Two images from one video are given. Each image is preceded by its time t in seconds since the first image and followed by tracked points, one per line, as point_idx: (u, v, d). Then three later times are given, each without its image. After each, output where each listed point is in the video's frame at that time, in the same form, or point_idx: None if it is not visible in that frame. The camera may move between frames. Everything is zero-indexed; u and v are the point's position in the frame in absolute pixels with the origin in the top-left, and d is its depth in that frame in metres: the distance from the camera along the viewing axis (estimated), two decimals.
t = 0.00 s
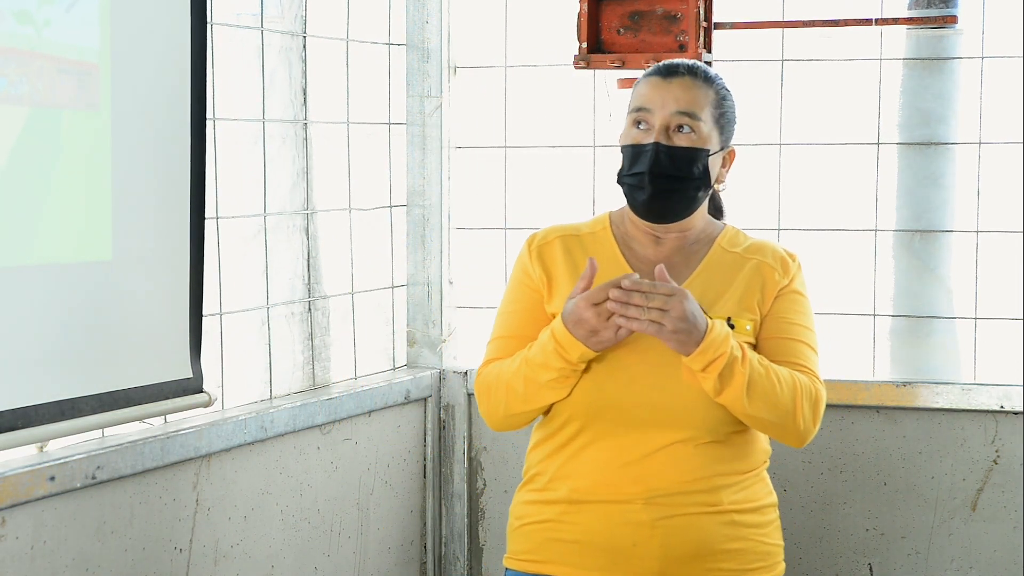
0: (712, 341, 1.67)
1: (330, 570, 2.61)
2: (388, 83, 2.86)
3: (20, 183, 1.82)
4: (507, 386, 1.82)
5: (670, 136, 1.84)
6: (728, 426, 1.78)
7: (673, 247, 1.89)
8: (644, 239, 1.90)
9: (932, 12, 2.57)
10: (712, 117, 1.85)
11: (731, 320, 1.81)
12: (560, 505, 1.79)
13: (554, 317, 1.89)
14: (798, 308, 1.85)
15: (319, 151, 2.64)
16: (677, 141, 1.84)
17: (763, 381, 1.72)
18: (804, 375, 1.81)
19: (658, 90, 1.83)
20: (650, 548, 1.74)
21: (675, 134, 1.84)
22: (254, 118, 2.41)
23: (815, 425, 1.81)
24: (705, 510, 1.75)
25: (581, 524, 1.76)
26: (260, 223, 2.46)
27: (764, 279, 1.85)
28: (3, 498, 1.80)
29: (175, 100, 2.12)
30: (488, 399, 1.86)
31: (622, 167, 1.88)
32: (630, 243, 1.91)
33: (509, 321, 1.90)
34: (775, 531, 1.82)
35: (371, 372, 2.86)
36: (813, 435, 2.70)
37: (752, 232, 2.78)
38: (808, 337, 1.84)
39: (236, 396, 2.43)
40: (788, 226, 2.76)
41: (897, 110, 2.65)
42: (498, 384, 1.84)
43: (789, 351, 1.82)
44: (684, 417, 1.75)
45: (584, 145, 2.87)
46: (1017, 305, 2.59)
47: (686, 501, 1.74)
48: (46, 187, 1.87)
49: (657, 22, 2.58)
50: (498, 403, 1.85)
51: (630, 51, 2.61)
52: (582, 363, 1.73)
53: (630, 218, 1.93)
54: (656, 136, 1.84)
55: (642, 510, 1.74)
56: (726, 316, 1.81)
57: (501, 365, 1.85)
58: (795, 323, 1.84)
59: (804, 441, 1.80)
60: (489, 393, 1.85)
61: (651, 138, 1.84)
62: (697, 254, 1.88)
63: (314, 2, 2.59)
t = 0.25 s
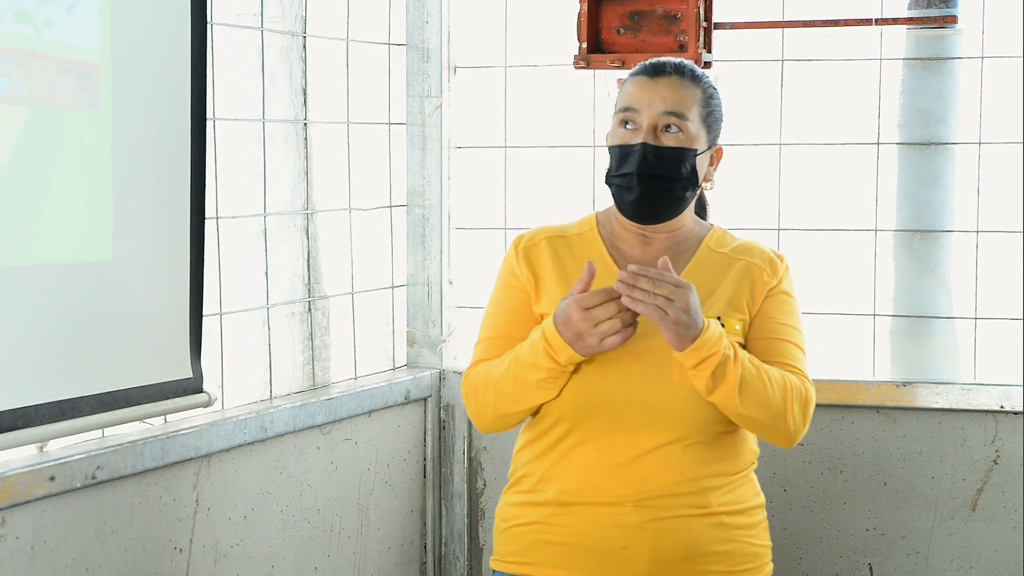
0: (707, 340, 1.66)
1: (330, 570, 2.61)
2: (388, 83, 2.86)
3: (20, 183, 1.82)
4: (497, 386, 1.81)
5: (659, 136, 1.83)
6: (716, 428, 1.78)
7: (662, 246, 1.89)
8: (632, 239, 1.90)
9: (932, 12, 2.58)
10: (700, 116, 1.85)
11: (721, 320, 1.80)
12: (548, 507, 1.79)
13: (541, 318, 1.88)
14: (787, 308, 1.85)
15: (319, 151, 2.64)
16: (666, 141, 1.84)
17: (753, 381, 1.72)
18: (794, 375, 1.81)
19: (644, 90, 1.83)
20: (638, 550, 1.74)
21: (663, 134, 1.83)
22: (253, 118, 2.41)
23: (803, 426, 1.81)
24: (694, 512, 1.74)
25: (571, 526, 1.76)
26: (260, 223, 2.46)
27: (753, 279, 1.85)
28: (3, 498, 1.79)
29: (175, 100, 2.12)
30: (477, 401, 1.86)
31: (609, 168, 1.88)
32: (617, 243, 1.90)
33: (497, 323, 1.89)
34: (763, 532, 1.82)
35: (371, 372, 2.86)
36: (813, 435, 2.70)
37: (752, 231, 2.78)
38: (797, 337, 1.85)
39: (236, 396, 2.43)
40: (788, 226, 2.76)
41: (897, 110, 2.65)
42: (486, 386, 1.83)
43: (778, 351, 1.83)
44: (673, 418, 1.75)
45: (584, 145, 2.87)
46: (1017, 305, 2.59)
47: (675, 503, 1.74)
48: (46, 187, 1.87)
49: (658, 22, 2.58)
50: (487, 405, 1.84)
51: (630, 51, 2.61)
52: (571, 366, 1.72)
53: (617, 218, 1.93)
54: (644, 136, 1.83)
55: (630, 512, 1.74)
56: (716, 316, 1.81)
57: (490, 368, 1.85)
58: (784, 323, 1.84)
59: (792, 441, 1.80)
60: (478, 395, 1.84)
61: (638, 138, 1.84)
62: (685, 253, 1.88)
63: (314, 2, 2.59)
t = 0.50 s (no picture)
0: (693, 346, 1.61)
1: (330, 570, 2.61)
2: (388, 83, 2.86)
3: (19, 183, 1.82)
4: (484, 386, 1.76)
5: (650, 139, 1.79)
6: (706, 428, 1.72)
7: (651, 246, 1.84)
8: (621, 240, 1.85)
9: (932, 12, 2.58)
10: (691, 118, 1.80)
11: (708, 322, 1.75)
12: (536, 506, 1.73)
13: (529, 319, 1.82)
14: (776, 308, 1.79)
15: (319, 151, 2.64)
16: (657, 144, 1.79)
17: (740, 384, 1.67)
18: (783, 376, 1.76)
19: (634, 93, 1.76)
20: (626, 551, 1.68)
21: (654, 137, 1.79)
22: (253, 118, 2.41)
23: (793, 426, 1.75)
24: (682, 514, 1.68)
25: (558, 526, 1.70)
26: (260, 223, 2.46)
27: (742, 279, 1.79)
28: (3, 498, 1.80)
29: (175, 100, 2.12)
30: (465, 400, 1.80)
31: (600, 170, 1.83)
32: (606, 244, 1.85)
33: (485, 323, 1.84)
34: (754, 534, 1.76)
35: (371, 372, 2.86)
36: (813, 435, 2.70)
37: (752, 231, 2.78)
38: (786, 338, 1.79)
39: (235, 396, 2.43)
40: (788, 226, 2.76)
41: (897, 110, 2.65)
42: (474, 385, 1.78)
43: (768, 351, 1.77)
44: (663, 417, 1.69)
45: (584, 145, 2.87)
46: (1017, 305, 2.59)
47: (664, 504, 1.68)
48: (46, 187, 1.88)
49: (657, 22, 2.59)
50: (475, 405, 1.79)
51: (630, 51, 2.62)
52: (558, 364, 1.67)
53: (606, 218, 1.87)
54: (636, 139, 1.79)
55: (619, 513, 1.68)
56: (703, 317, 1.76)
57: (479, 368, 1.79)
58: (774, 324, 1.78)
59: (782, 443, 1.75)
60: (466, 394, 1.79)
61: (630, 141, 1.79)
62: (675, 253, 1.83)
63: (314, 2, 2.59)
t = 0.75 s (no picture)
0: (682, 347, 1.52)
1: (330, 570, 2.61)
2: (388, 83, 2.86)
3: (19, 183, 1.82)
4: (472, 389, 1.67)
5: (653, 143, 1.70)
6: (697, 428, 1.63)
7: (638, 247, 1.75)
8: (607, 240, 1.76)
9: (932, 12, 2.58)
10: (689, 120, 1.72)
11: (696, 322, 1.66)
12: (525, 509, 1.64)
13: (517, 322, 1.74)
14: (765, 308, 1.71)
15: (319, 151, 2.64)
16: (661, 148, 1.71)
17: (730, 383, 1.58)
18: (774, 376, 1.67)
19: (640, 95, 1.66)
20: (615, 556, 1.60)
21: (659, 140, 1.70)
22: (253, 118, 2.41)
23: (785, 426, 1.66)
24: (672, 517, 1.60)
25: (546, 530, 1.62)
26: (260, 223, 2.46)
27: (729, 279, 1.71)
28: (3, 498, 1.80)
29: (175, 100, 2.12)
30: (453, 402, 1.71)
31: (598, 173, 1.72)
32: (591, 244, 1.76)
33: (472, 327, 1.75)
34: (744, 534, 1.68)
35: (371, 372, 2.86)
36: (814, 435, 2.70)
37: (752, 231, 2.78)
38: (776, 337, 1.70)
39: (235, 396, 2.43)
40: (788, 226, 2.76)
41: (897, 110, 2.65)
42: (462, 388, 1.69)
43: (758, 351, 1.68)
44: (653, 417, 1.60)
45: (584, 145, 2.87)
46: (1017, 305, 2.58)
47: (654, 507, 1.60)
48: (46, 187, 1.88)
49: (657, 22, 2.59)
50: (463, 408, 1.70)
51: (630, 51, 2.62)
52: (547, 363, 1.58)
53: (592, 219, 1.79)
54: (640, 144, 1.69)
55: (607, 516, 1.60)
56: (691, 318, 1.67)
57: (466, 371, 1.70)
58: (763, 323, 1.70)
59: (774, 443, 1.66)
60: (454, 397, 1.70)
61: (634, 146, 1.70)
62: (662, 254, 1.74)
63: (314, 2, 2.59)
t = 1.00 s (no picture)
0: (676, 345, 1.48)
1: (330, 570, 2.61)
2: (388, 83, 2.86)
3: (18, 182, 1.82)
4: (461, 396, 1.61)
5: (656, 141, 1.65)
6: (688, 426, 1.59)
7: (623, 246, 1.71)
8: (591, 240, 1.71)
9: (932, 12, 2.58)
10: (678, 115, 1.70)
11: (683, 320, 1.62)
12: (514, 511, 1.60)
13: (502, 326, 1.68)
14: (750, 303, 1.68)
15: (319, 151, 2.64)
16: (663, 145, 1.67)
17: (721, 380, 1.55)
18: (762, 372, 1.64)
19: (643, 93, 1.61)
20: (607, 558, 1.55)
21: (662, 138, 1.66)
22: (253, 118, 2.41)
23: (774, 422, 1.64)
24: (664, 517, 1.56)
25: (536, 533, 1.58)
26: (260, 223, 2.46)
27: (714, 275, 1.67)
28: (3, 498, 1.80)
29: (175, 100, 2.12)
30: (439, 408, 1.66)
31: (601, 175, 1.65)
32: (575, 244, 1.71)
33: (455, 331, 1.70)
34: (733, 532, 1.64)
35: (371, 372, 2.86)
36: (813, 435, 2.70)
37: (752, 231, 2.77)
38: (762, 332, 1.67)
39: (235, 396, 2.43)
40: (788, 226, 2.75)
41: (897, 110, 2.65)
42: (449, 394, 1.63)
43: (745, 347, 1.64)
44: (642, 417, 1.56)
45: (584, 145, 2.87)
46: (1017, 305, 2.58)
47: (646, 508, 1.55)
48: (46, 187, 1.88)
49: (658, 22, 2.59)
50: (451, 414, 1.64)
51: (630, 51, 2.62)
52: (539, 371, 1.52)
53: (574, 219, 1.73)
54: (644, 143, 1.64)
55: (599, 518, 1.55)
56: (679, 316, 1.63)
57: (453, 377, 1.65)
58: (748, 319, 1.67)
59: (763, 440, 1.63)
60: (440, 403, 1.65)
61: (637, 145, 1.64)
62: (648, 253, 1.70)
63: (314, 2, 2.59)
